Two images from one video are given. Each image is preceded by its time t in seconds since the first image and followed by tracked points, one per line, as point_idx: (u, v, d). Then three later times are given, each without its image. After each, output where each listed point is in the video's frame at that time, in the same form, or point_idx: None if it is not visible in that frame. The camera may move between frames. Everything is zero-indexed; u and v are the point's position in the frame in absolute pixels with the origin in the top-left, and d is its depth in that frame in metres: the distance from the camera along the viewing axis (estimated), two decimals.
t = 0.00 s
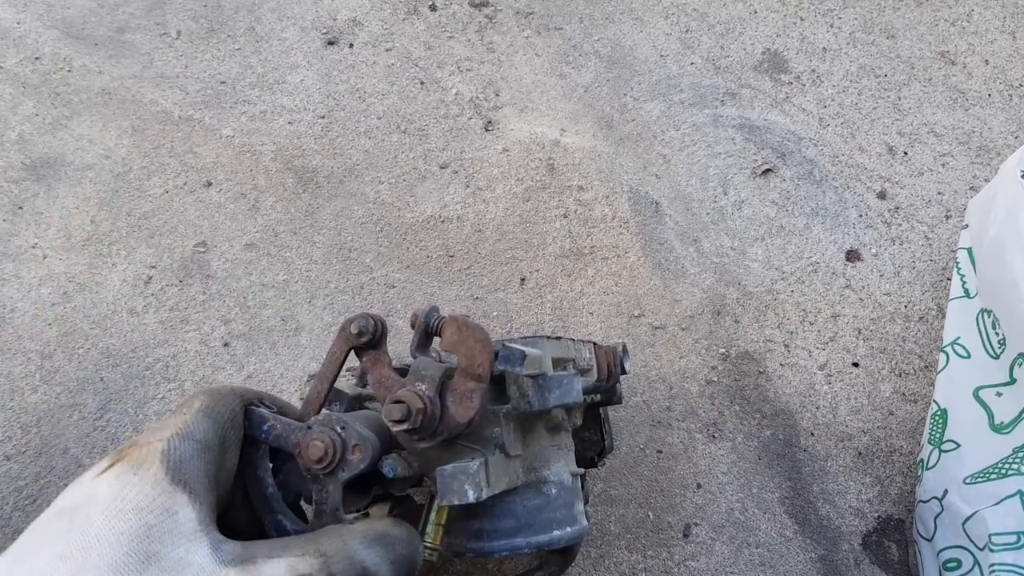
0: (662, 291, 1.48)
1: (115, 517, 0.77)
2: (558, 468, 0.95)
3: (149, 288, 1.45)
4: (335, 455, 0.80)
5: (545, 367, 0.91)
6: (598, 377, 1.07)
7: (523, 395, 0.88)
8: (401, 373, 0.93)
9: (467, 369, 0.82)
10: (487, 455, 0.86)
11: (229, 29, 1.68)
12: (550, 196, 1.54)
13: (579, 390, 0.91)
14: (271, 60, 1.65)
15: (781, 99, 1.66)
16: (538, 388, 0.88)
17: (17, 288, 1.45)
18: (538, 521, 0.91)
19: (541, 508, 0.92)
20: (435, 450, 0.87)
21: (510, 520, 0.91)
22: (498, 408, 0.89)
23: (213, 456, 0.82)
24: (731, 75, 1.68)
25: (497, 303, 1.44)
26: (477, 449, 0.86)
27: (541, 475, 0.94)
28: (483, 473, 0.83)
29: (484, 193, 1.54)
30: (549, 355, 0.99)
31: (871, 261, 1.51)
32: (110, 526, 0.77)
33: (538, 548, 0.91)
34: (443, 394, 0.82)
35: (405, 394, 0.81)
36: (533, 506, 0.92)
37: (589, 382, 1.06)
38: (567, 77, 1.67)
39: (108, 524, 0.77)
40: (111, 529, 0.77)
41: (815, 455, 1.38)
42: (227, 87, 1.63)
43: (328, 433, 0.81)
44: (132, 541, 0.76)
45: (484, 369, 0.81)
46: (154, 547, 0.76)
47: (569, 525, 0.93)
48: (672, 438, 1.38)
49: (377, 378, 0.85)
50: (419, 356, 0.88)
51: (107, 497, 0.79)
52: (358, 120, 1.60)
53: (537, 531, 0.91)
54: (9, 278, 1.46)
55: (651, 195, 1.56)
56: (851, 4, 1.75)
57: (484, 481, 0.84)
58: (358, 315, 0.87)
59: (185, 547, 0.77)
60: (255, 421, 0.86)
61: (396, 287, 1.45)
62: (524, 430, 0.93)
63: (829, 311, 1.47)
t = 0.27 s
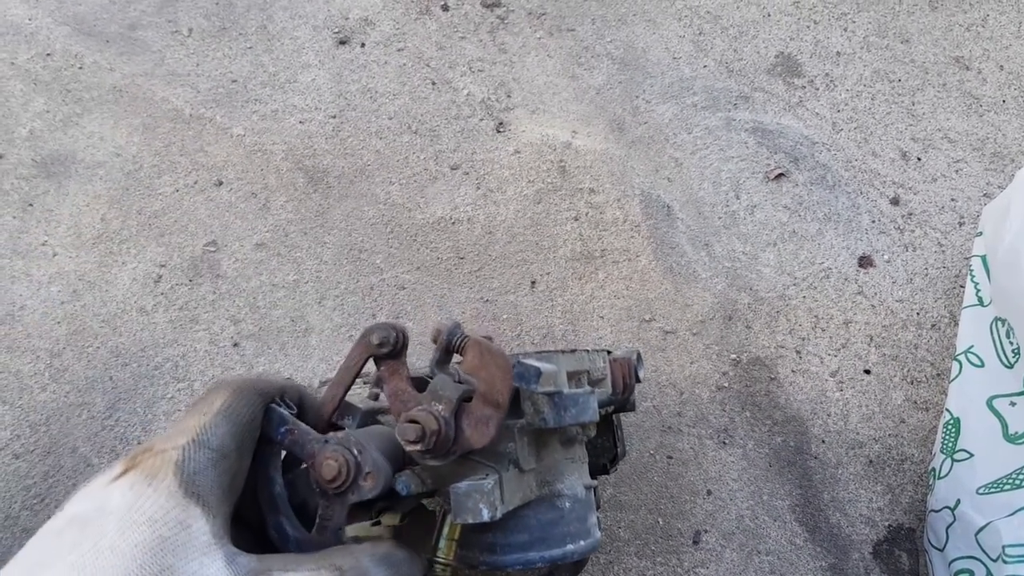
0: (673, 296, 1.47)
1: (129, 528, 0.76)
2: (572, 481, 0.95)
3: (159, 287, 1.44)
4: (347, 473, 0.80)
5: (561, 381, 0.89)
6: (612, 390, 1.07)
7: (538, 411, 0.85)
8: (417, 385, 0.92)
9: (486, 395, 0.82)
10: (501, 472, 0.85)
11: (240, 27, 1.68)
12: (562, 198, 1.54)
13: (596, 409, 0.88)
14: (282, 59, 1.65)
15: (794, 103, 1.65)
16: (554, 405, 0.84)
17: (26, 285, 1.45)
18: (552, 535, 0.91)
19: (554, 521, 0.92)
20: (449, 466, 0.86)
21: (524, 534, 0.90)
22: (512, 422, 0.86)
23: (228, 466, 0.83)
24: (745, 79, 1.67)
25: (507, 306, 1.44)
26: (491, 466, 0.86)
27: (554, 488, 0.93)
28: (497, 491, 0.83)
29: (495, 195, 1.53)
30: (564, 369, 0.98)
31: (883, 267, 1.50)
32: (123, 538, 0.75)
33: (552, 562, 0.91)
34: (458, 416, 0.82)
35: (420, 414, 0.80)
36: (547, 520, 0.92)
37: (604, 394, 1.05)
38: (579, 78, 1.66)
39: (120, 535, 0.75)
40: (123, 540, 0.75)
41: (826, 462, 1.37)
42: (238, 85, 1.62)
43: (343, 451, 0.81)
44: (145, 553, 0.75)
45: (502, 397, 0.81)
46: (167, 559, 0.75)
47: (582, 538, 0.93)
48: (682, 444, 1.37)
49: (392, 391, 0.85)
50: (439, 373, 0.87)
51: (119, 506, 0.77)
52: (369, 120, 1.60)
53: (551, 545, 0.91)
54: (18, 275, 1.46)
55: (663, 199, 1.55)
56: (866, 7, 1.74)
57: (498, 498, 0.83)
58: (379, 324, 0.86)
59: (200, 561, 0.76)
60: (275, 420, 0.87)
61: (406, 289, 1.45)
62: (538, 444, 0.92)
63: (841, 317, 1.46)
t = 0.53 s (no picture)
0: (677, 295, 1.47)
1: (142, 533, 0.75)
2: (577, 476, 0.95)
3: (161, 286, 1.44)
4: (354, 465, 0.79)
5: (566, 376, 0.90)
6: (616, 386, 1.07)
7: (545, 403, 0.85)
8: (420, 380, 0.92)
9: (489, 381, 0.82)
10: (506, 465, 0.85)
11: (243, 24, 1.67)
12: (565, 197, 1.53)
13: (601, 401, 0.88)
14: (285, 56, 1.64)
15: (798, 101, 1.64)
16: (559, 398, 0.86)
17: (28, 283, 1.45)
18: (557, 530, 0.91)
19: (559, 517, 0.92)
20: (454, 459, 0.86)
21: (529, 529, 0.90)
22: (517, 417, 0.87)
23: (242, 467, 0.82)
24: (749, 77, 1.66)
25: (510, 305, 1.44)
26: (496, 458, 0.86)
27: (559, 483, 0.93)
28: (503, 483, 0.83)
29: (498, 193, 1.53)
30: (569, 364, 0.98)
31: (887, 267, 1.50)
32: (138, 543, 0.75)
33: (557, 557, 0.90)
34: (463, 405, 0.81)
35: (424, 405, 0.79)
36: (551, 514, 0.91)
37: (609, 390, 1.05)
38: (582, 76, 1.66)
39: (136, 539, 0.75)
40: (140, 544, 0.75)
41: (830, 462, 1.37)
42: (241, 82, 1.62)
43: (348, 442, 0.80)
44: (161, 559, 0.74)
45: (506, 381, 0.81)
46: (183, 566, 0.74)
47: (587, 534, 0.92)
48: (685, 443, 1.37)
49: (395, 386, 0.85)
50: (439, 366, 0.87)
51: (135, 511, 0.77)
52: (371, 118, 1.59)
53: (555, 541, 0.91)
54: (20, 273, 1.46)
55: (666, 197, 1.55)
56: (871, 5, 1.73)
57: (504, 492, 0.83)
58: (378, 322, 0.86)
59: (214, 567, 0.75)
60: (275, 425, 0.86)
61: (409, 287, 1.44)
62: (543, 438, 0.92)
63: (845, 316, 1.46)
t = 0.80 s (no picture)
0: (678, 290, 1.46)
1: (160, 512, 0.76)
2: (576, 475, 0.95)
3: (162, 278, 1.44)
4: (351, 469, 0.80)
5: (565, 378, 0.91)
6: (617, 384, 1.07)
7: (544, 403, 0.85)
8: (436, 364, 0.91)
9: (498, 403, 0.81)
10: (505, 464, 0.85)
11: (245, 17, 1.67)
12: (566, 191, 1.53)
13: (601, 403, 0.87)
14: (286, 49, 1.64)
15: (801, 96, 1.64)
16: (559, 400, 0.86)
17: (29, 275, 1.45)
18: (556, 528, 0.91)
19: (558, 515, 0.92)
20: (453, 458, 0.86)
21: (528, 527, 0.90)
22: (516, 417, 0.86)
23: (259, 445, 0.82)
24: (751, 71, 1.66)
25: (511, 299, 1.43)
26: (495, 458, 0.85)
27: (558, 482, 0.93)
28: (502, 483, 0.83)
29: (500, 187, 1.52)
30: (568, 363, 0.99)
31: (890, 262, 1.49)
32: (155, 522, 0.75)
33: (556, 556, 0.90)
34: (465, 416, 0.81)
35: (426, 407, 0.79)
36: (551, 513, 0.91)
37: (609, 387, 1.05)
38: (584, 70, 1.65)
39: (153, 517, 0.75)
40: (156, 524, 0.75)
41: (830, 457, 1.37)
42: (242, 75, 1.61)
43: (348, 446, 0.81)
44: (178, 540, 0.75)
45: (513, 409, 0.80)
46: (200, 549, 0.75)
47: (586, 532, 0.92)
48: (686, 438, 1.37)
49: (405, 375, 0.85)
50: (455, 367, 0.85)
51: (152, 488, 0.77)
52: (373, 111, 1.59)
53: (554, 539, 0.90)
54: (21, 264, 1.46)
55: (668, 192, 1.54)
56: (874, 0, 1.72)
57: (503, 491, 0.83)
58: (405, 307, 0.85)
59: (227, 552, 0.76)
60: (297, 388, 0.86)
61: (410, 281, 1.44)
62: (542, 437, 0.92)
63: (846, 312, 1.46)
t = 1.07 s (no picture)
0: (683, 289, 1.46)
1: (164, 522, 0.76)
2: (579, 474, 0.95)
3: (170, 274, 1.45)
4: (355, 464, 0.80)
5: (569, 377, 0.89)
6: (621, 383, 1.07)
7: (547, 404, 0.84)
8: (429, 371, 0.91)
9: (497, 389, 0.80)
10: (509, 463, 0.85)
11: (253, 15, 1.68)
12: (572, 189, 1.53)
13: (604, 404, 0.87)
14: (294, 47, 1.65)
15: (808, 96, 1.63)
16: (563, 399, 0.85)
17: (38, 270, 1.46)
18: (559, 528, 0.91)
19: (562, 514, 0.92)
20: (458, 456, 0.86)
21: (531, 526, 0.90)
22: (521, 415, 0.86)
23: (258, 454, 0.83)
24: (758, 71, 1.66)
25: (516, 297, 1.44)
26: (499, 457, 0.86)
27: (561, 481, 0.93)
28: (505, 482, 0.83)
29: (505, 186, 1.53)
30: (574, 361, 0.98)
31: (896, 263, 1.49)
32: (159, 532, 0.75)
33: (559, 555, 0.91)
34: (467, 408, 0.81)
35: (428, 405, 0.80)
36: (554, 512, 0.92)
37: (612, 385, 1.06)
38: (590, 69, 1.65)
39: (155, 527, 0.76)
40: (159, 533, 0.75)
41: (836, 458, 1.36)
42: (250, 73, 1.62)
43: (352, 441, 0.81)
44: (183, 548, 0.75)
45: (512, 391, 0.79)
46: (204, 556, 0.75)
47: (589, 532, 0.93)
48: (691, 437, 1.37)
49: (402, 381, 0.85)
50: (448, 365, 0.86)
51: (154, 499, 0.78)
52: (379, 109, 1.59)
53: (556, 538, 0.91)
54: (31, 260, 1.47)
55: (674, 191, 1.54)
56: None
57: (506, 490, 0.83)
58: (393, 313, 0.85)
59: (231, 562, 0.76)
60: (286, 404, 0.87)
61: (415, 279, 1.45)
62: (547, 436, 0.92)
63: (852, 312, 1.45)
